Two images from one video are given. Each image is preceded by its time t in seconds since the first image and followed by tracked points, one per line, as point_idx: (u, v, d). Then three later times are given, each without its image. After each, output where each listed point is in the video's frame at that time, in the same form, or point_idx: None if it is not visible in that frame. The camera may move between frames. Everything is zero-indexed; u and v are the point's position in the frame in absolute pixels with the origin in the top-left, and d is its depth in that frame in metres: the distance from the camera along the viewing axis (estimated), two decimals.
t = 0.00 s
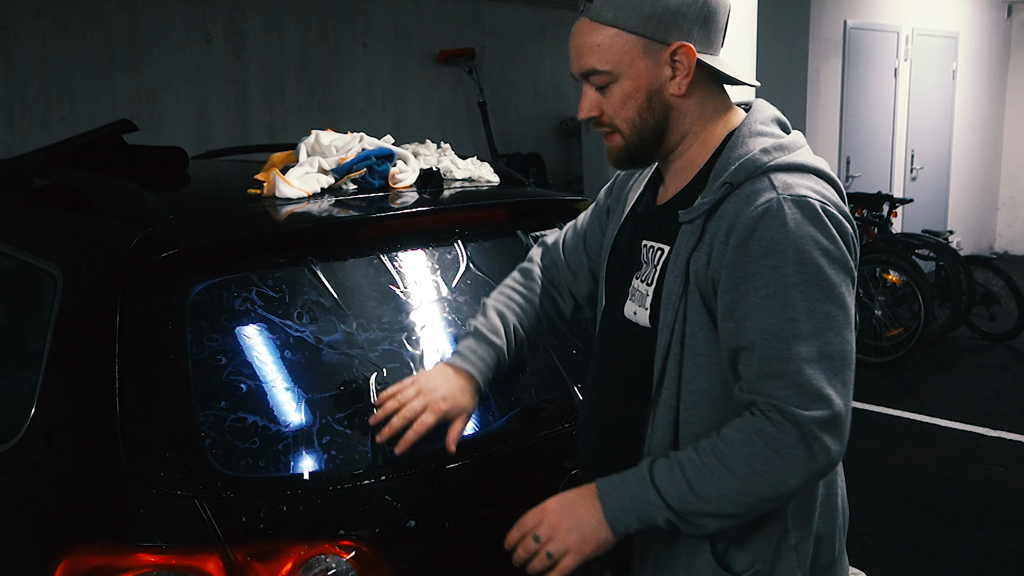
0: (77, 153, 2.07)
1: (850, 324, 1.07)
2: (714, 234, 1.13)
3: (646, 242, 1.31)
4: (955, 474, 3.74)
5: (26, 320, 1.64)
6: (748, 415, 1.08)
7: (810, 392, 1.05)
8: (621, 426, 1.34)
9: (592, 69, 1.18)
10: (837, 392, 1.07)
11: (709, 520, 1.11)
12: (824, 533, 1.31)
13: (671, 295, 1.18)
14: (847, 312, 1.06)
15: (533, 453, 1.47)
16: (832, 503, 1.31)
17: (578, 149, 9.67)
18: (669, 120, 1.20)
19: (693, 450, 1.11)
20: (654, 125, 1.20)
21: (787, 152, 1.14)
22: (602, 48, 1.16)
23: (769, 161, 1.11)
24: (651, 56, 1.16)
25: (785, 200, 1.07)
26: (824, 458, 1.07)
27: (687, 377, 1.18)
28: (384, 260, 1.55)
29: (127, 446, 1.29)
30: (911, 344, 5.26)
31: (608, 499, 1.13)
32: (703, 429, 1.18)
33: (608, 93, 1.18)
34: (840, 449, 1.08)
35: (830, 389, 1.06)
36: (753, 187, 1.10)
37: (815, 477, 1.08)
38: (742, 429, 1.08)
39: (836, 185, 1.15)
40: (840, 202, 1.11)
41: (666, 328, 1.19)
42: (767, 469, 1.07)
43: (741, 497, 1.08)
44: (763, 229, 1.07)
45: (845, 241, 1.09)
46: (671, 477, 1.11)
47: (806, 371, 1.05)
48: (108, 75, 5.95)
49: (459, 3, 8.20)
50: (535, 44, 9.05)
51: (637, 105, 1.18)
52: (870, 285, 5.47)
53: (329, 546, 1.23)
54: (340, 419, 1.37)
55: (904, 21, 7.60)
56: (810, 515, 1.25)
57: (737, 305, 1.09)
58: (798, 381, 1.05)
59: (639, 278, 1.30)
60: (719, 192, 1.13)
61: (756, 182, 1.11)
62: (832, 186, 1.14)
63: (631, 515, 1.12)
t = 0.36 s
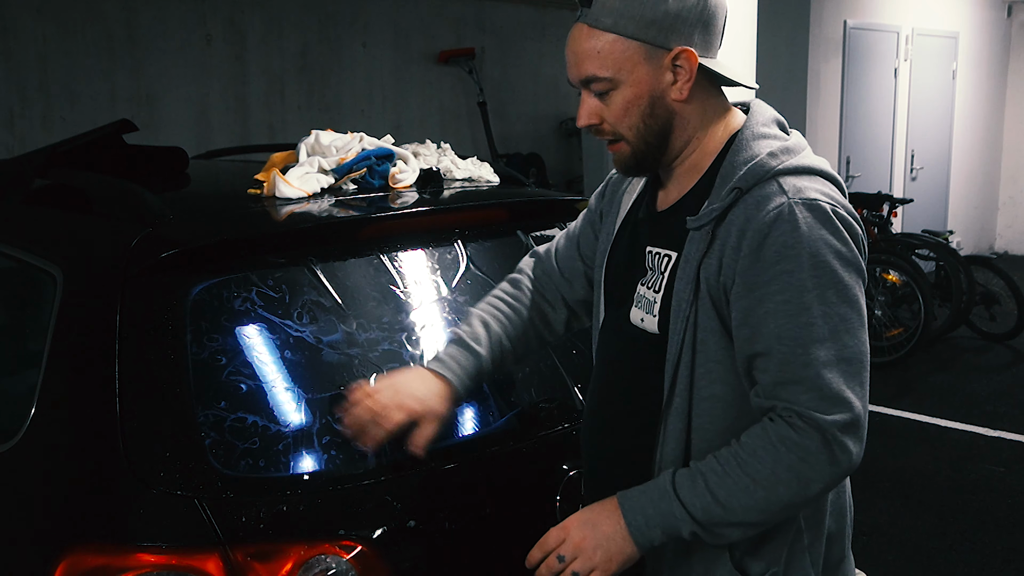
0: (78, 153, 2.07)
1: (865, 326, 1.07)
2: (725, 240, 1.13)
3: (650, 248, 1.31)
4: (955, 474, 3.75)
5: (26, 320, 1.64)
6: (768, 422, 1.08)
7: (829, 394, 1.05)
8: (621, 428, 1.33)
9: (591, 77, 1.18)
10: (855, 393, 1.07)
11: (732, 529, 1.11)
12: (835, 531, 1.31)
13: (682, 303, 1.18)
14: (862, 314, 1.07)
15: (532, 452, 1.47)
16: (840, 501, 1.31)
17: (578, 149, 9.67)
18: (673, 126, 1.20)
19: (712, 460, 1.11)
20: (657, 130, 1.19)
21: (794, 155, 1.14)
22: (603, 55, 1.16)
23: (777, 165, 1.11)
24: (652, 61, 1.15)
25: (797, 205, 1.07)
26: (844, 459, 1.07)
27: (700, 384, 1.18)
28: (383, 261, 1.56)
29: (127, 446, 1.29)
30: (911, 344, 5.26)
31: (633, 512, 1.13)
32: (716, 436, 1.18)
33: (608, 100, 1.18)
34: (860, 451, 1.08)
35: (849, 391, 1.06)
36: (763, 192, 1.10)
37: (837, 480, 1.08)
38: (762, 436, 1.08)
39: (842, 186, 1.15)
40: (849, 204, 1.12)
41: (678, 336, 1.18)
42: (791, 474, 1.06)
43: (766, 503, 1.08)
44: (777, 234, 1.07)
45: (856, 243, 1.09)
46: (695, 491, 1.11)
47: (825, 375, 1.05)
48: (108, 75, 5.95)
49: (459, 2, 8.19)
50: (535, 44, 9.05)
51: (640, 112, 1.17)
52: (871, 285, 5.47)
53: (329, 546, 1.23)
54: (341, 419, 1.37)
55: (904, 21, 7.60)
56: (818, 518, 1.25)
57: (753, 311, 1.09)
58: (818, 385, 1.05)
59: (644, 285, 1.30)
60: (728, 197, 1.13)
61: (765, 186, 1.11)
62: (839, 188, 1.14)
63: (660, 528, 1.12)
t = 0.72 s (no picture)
0: (77, 153, 2.07)
1: (868, 326, 1.08)
2: (727, 241, 1.13)
3: (645, 250, 1.30)
4: (955, 474, 3.75)
5: (26, 320, 1.64)
6: (772, 425, 1.08)
7: (834, 394, 1.05)
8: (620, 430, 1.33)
9: (582, 72, 1.17)
10: (859, 393, 1.07)
11: (738, 536, 1.10)
12: (838, 531, 1.31)
13: (683, 305, 1.18)
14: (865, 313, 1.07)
15: (532, 453, 1.47)
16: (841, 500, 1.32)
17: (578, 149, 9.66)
18: (660, 127, 1.20)
19: (717, 467, 1.11)
20: (646, 129, 1.19)
21: (793, 155, 1.14)
22: (595, 50, 1.15)
23: (779, 165, 1.11)
24: (644, 60, 1.15)
25: (800, 204, 1.07)
26: (850, 460, 1.07)
27: (703, 386, 1.18)
28: (384, 260, 1.56)
29: (127, 446, 1.29)
30: (911, 344, 5.26)
31: (637, 522, 1.12)
32: (718, 441, 1.18)
33: (598, 96, 1.18)
34: (865, 452, 1.08)
35: (853, 391, 1.06)
36: (766, 192, 1.10)
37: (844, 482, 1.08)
38: (768, 438, 1.07)
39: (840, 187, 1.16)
40: (851, 204, 1.12)
41: (679, 339, 1.18)
42: (797, 475, 1.06)
43: (774, 506, 1.07)
44: (780, 233, 1.07)
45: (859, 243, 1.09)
46: (701, 498, 1.10)
47: (831, 376, 1.05)
48: (108, 75, 5.95)
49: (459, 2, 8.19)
50: (535, 44, 9.05)
51: (628, 109, 1.17)
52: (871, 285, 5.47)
53: (328, 546, 1.23)
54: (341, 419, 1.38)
55: (904, 21, 7.60)
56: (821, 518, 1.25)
57: (756, 312, 1.09)
58: (823, 385, 1.05)
59: (639, 286, 1.29)
60: (730, 198, 1.12)
61: (767, 186, 1.11)
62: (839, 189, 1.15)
63: (667, 537, 1.11)
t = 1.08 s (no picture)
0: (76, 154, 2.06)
1: (834, 340, 1.06)
2: (698, 246, 1.11)
3: (640, 249, 1.28)
4: (955, 474, 3.75)
5: (26, 320, 1.64)
6: (729, 434, 1.08)
7: (790, 409, 1.04)
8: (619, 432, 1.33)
9: (570, 69, 1.24)
10: (820, 409, 1.05)
11: (690, 542, 1.11)
12: (825, 541, 1.29)
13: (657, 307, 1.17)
14: (831, 327, 1.05)
15: (532, 452, 1.47)
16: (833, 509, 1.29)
17: (578, 149, 9.66)
18: (632, 128, 1.20)
19: (671, 473, 1.11)
20: (622, 128, 1.21)
21: (778, 161, 1.10)
22: (574, 52, 1.21)
23: (756, 172, 1.08)
24: (609, 62, 1.17)
25: (768, 214, 1.05)
26: (805, 474, 1.06)
27: (677, 392, 1.16)
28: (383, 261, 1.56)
29: (127, 445, 1.29)
30: (911, 345, 5.26)
31: (589, 526, 1.13)
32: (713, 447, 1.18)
33: (580, 93, 1.23)
34: (824, 467, 1.07)
35: (812, 407, 1.05)
36: (737, 199, 1.08)
37: (798, 495, 1.07)
38: (724, 449, 1.07)
39: (828, 193, 1.12)
40: (831, 212, 1.09)
41: (654, 341, 1.18)
42: (750, 486, 1.06)
43: (725, 514, 1.08)
44: (745, 243, 1.05)
45: (834, 254, 1.07)
46: (653, 503, 1.11)
47: (787, 390, 1.04)
48: (107, 75, 5.95)
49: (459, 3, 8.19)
50: (535, 44, 9.05)
51: (600, 109, 1.21)
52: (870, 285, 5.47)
53: (329, 546, 1.23)
54: (341, 419, 1.37)
55: (904, 21, 7.60)
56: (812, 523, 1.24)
57: (720, 321, 1.08)
58: (779, 399, 1.04)
59: (632, 287, 1.28)
60: (702, 204, 1.11)
61: (739, 194, 1.09)
62: (824, 196, 1.11)
63: (617, 542, 1.12)
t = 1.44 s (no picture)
0: (77, 154, 2.06)
1: (803, 339, 1.01)
2: (677, 237, 1.10)
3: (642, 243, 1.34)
4: (954, 474, 3.75)
5: (26, 320, 1.64)
6: (688, 422, 1.07)
7: (747, 405, 1.01)
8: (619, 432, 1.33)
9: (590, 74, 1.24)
10: (779, 405, 1.01)
11: (645, 519, 1.10)
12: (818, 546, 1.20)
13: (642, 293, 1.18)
14: (798, 324, 1.00)
15: (532, 452, 1.47)
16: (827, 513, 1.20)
17: (578, 149, 9.66)
18: (652, 125, 1.19)
19: (633, 450, 1.12)
20: (641, 127, 1.20)
21: (764, 158, 1.07)
22: (591, 56, 1.21)
23: (739, 167, 1.06)
24: (623, 63, 1.16)
25: (739, 206, 1.02)
26: (757, 466, 1.03)
27: (660, 378, 1.14)
28: (383, 260, 1.55)
29: (127, 447, 1.29)
30: (911, 344, 5.26)
31: (555, 492, 1.15)
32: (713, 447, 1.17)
33: (602, 95, 1.23)
34: (779, 461, 1.03)
35: (768, 402, 1.01)
36: (714, 191, 1.06)
37: (750, 485, 1.04)
38: (684, 435, 1.06)
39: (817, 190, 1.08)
40: (812, 210, 1.05)
41: (641, 328, 1.17)
42: (703, 474, 1.04)
43: (676, 497, 1.06)
44: (715, 234, 1.03)
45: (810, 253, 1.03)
46: (611, 476, 1.11)
47: (742, 381, 1.01)
48: (107, 75, 5.95)
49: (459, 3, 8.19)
50: (535, 44, 9.05)
51: (619, 110, 1.20)
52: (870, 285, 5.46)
53: (329, 546, 1.23)
54: (341, 419, 1.37)
55: (903, 21, 7.60)
56: (801, 519, 1.18)
57: (691, 311, 1.06)
58: (734, 390, 1.01)
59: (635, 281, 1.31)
60: (686, 195, 1.10)
61: (718, 187, 1.07)
62: (810, 196, 1.08)
63: (578, 511, 1.13)
